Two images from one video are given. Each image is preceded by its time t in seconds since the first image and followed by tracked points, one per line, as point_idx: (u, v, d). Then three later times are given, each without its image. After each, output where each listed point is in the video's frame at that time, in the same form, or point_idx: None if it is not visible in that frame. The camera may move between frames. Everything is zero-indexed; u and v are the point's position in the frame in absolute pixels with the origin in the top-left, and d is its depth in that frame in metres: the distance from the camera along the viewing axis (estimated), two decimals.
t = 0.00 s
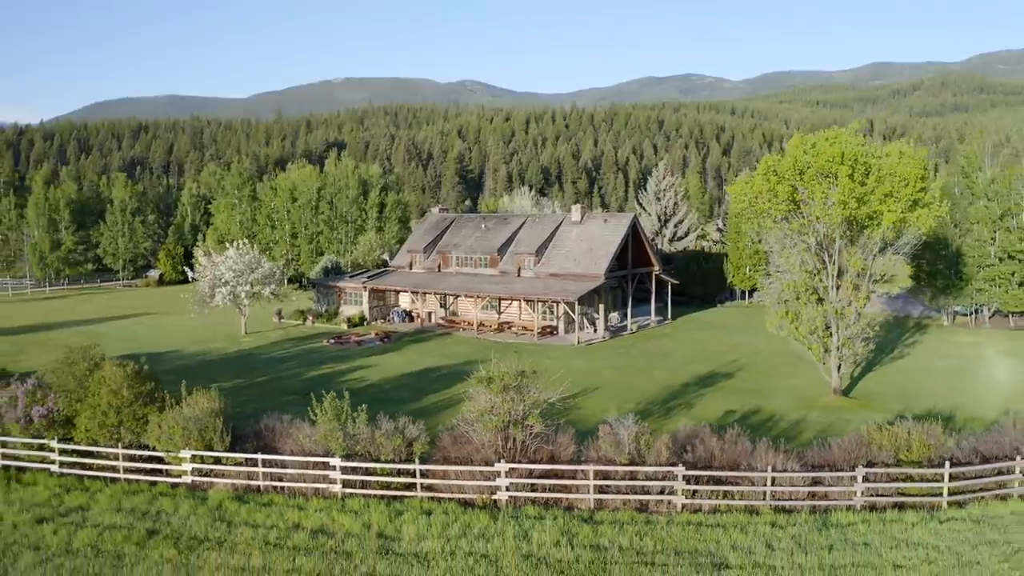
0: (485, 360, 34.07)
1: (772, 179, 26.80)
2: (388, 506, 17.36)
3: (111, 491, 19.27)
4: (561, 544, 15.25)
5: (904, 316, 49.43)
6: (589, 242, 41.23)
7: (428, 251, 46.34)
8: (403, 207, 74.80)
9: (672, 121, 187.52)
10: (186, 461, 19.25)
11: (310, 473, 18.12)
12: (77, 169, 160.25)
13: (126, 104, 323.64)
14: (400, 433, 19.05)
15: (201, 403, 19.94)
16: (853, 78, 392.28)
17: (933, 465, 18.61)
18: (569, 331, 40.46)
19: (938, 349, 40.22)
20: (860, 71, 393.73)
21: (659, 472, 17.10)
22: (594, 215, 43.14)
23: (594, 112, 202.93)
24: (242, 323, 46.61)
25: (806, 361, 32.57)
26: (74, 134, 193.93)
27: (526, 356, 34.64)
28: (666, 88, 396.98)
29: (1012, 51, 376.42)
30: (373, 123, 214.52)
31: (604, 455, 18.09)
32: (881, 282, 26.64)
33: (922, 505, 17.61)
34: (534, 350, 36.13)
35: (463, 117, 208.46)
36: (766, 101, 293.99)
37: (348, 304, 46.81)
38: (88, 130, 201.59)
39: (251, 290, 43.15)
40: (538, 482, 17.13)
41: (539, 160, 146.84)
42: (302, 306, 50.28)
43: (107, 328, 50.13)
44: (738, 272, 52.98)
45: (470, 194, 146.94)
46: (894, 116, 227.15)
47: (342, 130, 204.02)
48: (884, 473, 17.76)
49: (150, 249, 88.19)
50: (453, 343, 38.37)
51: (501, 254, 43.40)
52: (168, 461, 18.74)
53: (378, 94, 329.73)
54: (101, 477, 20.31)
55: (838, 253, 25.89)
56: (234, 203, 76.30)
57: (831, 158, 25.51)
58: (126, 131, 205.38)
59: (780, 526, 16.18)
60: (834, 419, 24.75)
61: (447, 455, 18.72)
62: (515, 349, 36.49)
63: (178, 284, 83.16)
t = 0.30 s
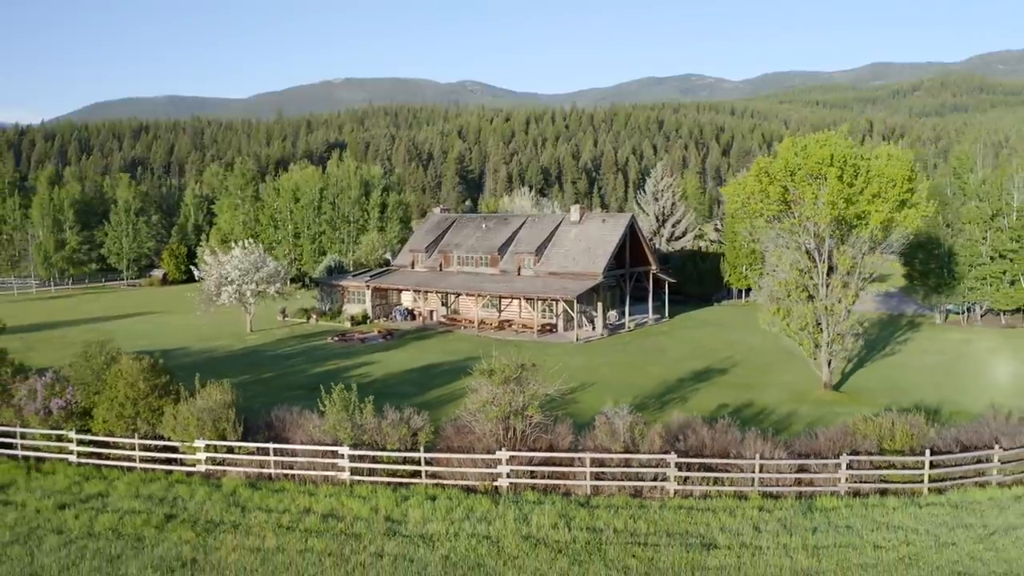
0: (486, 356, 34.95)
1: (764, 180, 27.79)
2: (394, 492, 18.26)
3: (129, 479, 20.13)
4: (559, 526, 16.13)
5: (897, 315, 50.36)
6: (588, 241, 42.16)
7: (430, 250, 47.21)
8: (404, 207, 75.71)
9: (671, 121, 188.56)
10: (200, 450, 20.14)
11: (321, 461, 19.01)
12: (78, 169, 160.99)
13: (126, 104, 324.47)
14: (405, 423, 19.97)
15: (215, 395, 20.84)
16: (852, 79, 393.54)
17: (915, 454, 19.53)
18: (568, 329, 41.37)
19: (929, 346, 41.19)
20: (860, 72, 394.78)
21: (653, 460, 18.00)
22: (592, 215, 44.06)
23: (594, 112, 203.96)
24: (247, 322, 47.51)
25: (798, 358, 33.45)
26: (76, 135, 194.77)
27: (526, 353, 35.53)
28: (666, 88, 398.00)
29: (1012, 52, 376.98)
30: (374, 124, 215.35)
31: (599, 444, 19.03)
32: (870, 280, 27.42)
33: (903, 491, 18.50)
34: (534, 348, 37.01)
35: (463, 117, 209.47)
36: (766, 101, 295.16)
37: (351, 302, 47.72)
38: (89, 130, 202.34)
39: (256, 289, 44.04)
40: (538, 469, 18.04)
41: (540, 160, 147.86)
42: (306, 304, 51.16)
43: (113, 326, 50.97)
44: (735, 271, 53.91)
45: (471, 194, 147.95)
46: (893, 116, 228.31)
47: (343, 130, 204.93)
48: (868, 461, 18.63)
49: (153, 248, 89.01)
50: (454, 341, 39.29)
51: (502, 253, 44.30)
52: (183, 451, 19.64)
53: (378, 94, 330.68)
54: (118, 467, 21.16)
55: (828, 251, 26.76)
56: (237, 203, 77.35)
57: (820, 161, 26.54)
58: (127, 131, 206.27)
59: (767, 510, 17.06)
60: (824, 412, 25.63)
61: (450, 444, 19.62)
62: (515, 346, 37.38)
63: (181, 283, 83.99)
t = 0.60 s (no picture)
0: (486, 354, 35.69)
1: (757, 181, 28.32)
2: (400, 481, 19.03)
3: (143, 470, 20.88)
4: (557, 513, 16.90)
5: (892, 314, 51.13)
6: (588, 241, 42.96)
7: (431, 250, 47.95)
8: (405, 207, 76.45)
9: (671, 121, 189.39)
10: (212, 442, 20.89)
11: (329, 452, 19.78)
12: (80, 170, 161.79)
13: (126, 104, 325.24)
14: (410, 416, 20.73)
15: (227, 389, 21.60)
16: (852, 79, 394.33)
17: (900, 444, 20.30)
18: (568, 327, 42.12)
19: (922, 344, 41.92)
20: (860, 72, 395.53)
21: (648, 450, 18.77)
22: (591, 215, 44.84)
23: (594, 113, 204.74)
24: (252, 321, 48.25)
25: (791, 355, 34.24)
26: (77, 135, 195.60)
27: (526, 350, 36.28)
28: (666, 89, 398.87)
29: (1011, 52, 377.62)
30: (375, 124, 215.78)
31: (596, 436, 19.80)
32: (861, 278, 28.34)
33: (889, 480, 19.29)
34: (533, 345, 37.76)
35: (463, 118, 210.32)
36: (765, 101, 296.08)
37: (354, 301, 48.48)
38: (90, 131, 203.19)
39: (261, 288, 44.77)
40: (537, 459, 18.81)
41: (540, 160, 148.71)
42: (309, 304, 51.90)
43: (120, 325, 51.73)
44: (732, 271, 54.54)
45: (472, 194, 148.78)
46: (892, 115, 229.16)
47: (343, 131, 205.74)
48: (855, 451, 19.39)
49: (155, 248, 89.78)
50: (456, 339, 40.06)
51: (502, 253, 45.07)
52: (196, 442, 20.40)
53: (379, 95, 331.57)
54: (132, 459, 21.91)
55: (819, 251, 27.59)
56: (240, 203, 78.28)
57: (813, 162, 27.18)
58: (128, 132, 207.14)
59: (756, 498, 17.84)
60: (815, 407, 26.39)
61: (453, 436, 20.39)
62: (515, 343, 38.14)
63: (184, 283, 84.75)
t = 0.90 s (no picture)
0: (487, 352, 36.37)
1: (751, 182, 28.89)
2: (404, 472, 19.75)
3: (156, 462, 21.61)
4: (556, 500, 17.62)
5: (887, 313, 51.82)
6: (587, 242, 43.74)
7: (433, 249, 48.65)
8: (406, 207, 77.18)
9: (671, 121, 190.12)
10: (222, 434, 21.60)
11: (335, 444, 20.51)
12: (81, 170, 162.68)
13: (126, 104, 326.08)
14: (413, 410, 21.47)
15: (236, 384, 22.34)
16: (852, 79, 395.04)
17: (887, 437, 21.04)
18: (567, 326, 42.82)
19: (915, 342, 42.54)
20: (860, 73, 396.25)
21: (643, 441, 19.49)
22: (589, 216, 45.61)
23: (594, 113, 205.48)
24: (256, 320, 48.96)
25: (785, 353, 34.86)
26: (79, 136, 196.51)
27: (526, 348, 36.99)
28: (666, 89, 399.61)
29: (1011, 53, 378.31)
30: (375, 124, 216.63)
31: (593, 429, 20.51)
32: (852, 277, 29.13)
33: (875, 471, 20.03)
34: (533, 343, 38.45)
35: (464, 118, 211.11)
36: (765, 102, 296.79)
37: (357, 301, 49.20)
38: (92, 132, 203.94)
39: (265, 287, 45.47)
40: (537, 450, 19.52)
41: (540, 161, 149.49)
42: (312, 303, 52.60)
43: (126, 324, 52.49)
44: (729, 271, 55.03)
45: (472, 194, 149.49)
46: (891, 116, 229.95)
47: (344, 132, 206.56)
48: (844, 443, 20.10)
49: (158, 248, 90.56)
50: (457, 337, 40.78)
51: (502, 253, 45.81)
52: (207, 435, 21.12)
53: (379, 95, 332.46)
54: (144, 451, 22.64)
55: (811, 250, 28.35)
56: (243, 204, 79.08)
57: (805, 164, 27.90)
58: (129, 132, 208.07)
59: (747, 487, 18.57)
60: (808, 402, 27.09)
61: (455, 429, 21.11)
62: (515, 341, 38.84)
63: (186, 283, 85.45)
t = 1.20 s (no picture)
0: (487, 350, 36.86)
1: (748, 183, 29.43)
2: (407, 466, 20.26)
3: (164, 456, 22.13)
4: (555, 493, 18.13)
5: (883, 312, 52.30)
6: (586, 242, 44.29)
7: (434, 249, 49.13)
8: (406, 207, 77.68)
9: (670, 122, 190.65)
10: (229, 429, 22.13)
11: (340, 438, 21.03)
12: (82, 171, 163.15)
13: (125, 104, 326.40)
14: (416, 406, 22.00)
15: (243, 380, 22.87)
16: (852, 79, 395.63)
17: (878, 432, 21.58)
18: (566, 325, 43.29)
19: (910, 342, 42.87)
20: (859, 74, 396.98)
21: (640, 436, 19.97)
22: (588, 216, 46.17)
23: (594, 114, 206.02)
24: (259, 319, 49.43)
25: (781, 352, 35.22)
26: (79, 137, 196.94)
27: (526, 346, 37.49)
28: (666, 90, 400.09)
29: (1011, 53, 379.01)
30: (376, 125, 217.14)
31: (590, 425, 21.02)
32: (847, 276, 29.54)
33: (867, 465, 20.52)
34: (533, 342, 38.94)
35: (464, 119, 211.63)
36: (764, 102, 297.55)
37: (359, 300, 49.72)
38: (93, 132, 204.33)
39: (268, 287, 45.97)
40: (536, 444, 20.03)
41: (540, 161, 150.05)
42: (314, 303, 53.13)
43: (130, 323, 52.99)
44: (727, 271, 55.23)
45: (472, 194, 149.96)
46: (891, 116, 230.69)
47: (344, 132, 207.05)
48: (836, 438, 20.60)
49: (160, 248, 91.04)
50: (458, 335, 41.30)
51: (502, 253, 46.30)
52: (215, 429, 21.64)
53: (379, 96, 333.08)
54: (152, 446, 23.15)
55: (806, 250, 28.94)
56: (244, 204, 79.87)
57: (799, 165, 28.48)
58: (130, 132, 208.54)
59: (741, 480, 19.09)
60: (802, 399, 27.56)
61: (455, 424, 21.63)
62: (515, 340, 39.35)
63: (189, 282, 85.93)
